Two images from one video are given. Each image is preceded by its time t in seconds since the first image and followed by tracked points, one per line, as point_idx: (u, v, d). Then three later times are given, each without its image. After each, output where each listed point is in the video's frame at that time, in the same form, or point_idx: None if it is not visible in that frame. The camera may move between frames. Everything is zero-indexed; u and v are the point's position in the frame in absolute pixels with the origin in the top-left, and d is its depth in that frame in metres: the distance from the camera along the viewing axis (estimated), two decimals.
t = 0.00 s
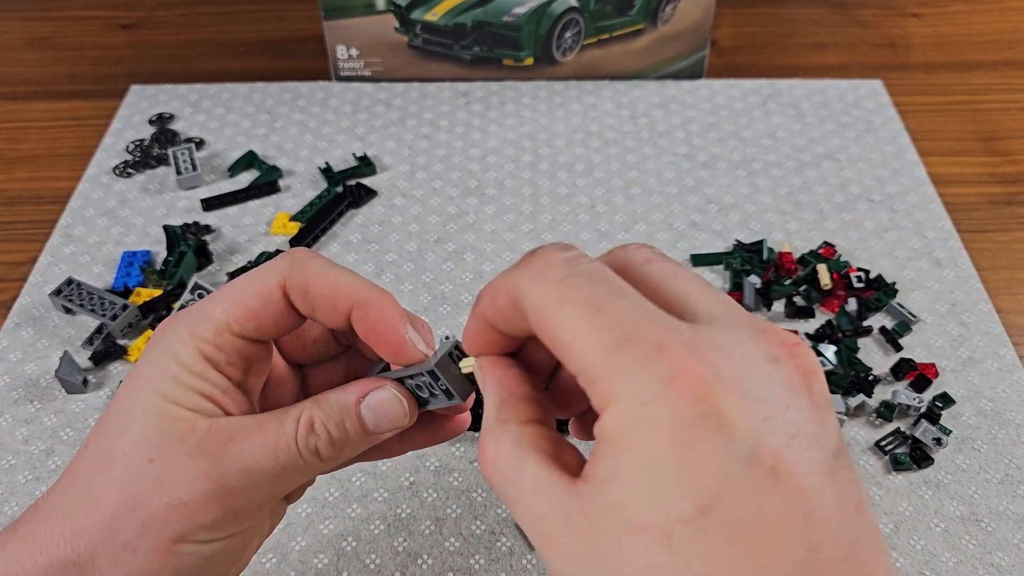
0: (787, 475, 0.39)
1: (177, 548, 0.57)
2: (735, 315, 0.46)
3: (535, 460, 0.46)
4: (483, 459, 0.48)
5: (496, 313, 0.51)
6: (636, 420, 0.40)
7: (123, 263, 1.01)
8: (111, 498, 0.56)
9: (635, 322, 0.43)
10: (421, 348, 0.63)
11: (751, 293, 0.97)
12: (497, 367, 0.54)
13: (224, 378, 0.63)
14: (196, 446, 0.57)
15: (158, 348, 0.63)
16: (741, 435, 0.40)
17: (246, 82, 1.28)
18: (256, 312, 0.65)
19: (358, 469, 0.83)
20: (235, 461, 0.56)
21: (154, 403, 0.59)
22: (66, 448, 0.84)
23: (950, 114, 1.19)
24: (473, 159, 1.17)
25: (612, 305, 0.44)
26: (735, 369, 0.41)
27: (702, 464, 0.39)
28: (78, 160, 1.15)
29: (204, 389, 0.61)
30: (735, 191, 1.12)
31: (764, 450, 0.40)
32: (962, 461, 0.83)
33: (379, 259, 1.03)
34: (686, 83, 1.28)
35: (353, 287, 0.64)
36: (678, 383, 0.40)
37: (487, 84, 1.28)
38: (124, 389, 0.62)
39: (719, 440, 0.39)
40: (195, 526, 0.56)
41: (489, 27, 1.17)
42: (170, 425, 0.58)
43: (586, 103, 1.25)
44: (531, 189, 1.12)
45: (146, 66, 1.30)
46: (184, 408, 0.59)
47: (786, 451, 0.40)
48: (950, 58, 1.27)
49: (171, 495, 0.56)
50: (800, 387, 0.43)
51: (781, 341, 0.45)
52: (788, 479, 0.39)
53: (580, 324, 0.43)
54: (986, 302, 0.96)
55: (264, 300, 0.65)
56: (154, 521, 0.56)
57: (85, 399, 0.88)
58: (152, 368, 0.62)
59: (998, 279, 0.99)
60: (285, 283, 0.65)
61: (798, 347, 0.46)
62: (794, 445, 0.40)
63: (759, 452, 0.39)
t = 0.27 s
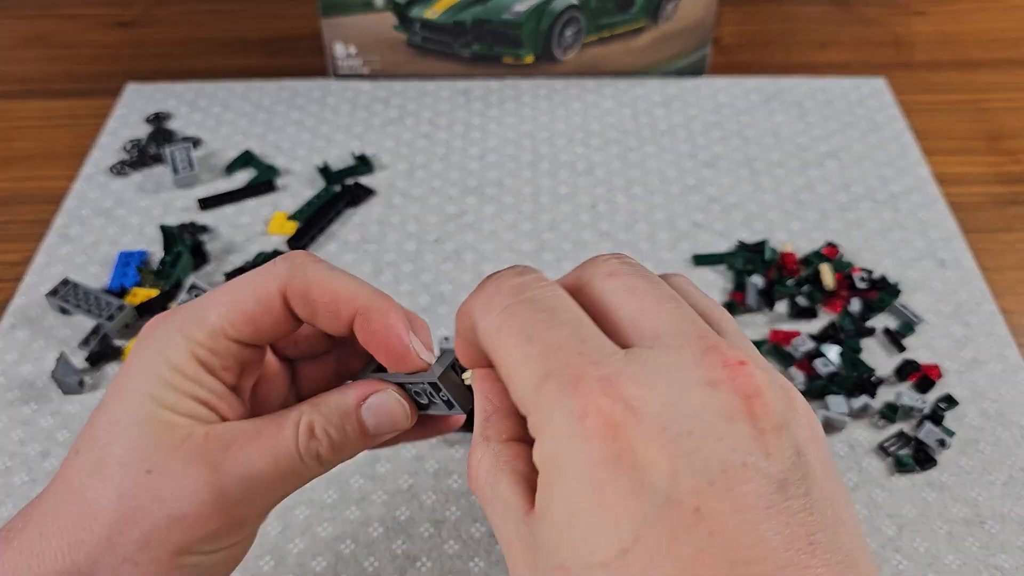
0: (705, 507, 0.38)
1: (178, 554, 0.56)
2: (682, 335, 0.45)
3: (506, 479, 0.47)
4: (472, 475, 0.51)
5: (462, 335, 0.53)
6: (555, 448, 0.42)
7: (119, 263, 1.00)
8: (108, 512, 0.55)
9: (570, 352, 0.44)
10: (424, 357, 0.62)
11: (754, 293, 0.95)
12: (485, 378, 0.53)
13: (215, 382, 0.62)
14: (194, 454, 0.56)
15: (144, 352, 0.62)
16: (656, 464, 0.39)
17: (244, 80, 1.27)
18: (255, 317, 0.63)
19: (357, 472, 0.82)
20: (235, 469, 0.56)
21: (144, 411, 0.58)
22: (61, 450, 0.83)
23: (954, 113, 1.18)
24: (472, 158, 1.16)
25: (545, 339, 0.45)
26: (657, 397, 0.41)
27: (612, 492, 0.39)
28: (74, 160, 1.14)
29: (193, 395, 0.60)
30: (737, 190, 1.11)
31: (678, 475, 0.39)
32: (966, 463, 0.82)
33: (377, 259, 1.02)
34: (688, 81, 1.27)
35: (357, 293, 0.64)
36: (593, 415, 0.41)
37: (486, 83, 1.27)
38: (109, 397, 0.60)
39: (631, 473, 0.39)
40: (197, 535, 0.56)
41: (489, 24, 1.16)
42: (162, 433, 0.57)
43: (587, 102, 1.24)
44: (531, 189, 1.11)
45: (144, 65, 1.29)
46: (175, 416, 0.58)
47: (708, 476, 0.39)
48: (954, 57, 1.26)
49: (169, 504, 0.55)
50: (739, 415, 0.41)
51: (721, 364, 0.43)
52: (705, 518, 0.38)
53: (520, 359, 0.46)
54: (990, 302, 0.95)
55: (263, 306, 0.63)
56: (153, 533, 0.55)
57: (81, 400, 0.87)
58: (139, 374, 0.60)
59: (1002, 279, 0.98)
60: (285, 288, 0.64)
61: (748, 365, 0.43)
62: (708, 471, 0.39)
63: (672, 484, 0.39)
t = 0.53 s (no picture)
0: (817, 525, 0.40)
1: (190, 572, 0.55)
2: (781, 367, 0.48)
3: (549, 447, 0.47)
4: (500, 438, 0.50)
5: (540, 307, 0.54)
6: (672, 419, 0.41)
7: (120, 263, 1.00)
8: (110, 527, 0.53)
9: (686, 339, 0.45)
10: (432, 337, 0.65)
11: (754, 293, 0.95)
12: (511, 348, 0.56)
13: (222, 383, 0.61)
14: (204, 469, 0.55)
15: (138, 352, 0.59)
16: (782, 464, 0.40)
17: (244, 80, 1.27)
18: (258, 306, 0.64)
19: (357, 471, 0.82)
20: (250, 479, 0.55)
21: (142, 423, 0.56)
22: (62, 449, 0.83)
23: (954, 113, 1.18)
24: (472, 157, 1.16)
25: (669, 321, 0.46)
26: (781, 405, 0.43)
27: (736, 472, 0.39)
28: (74, 160, 1.14)
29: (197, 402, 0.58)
30: (737, 190, 1.11)
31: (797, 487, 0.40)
32: (965, 462, 0.82)
33: (377, 259, 1.02)
34: (688, 81, 1.27)
35: (358, 275, 0.66)
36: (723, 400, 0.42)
37: (487, 82, 1.27)
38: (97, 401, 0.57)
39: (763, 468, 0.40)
40: (207, 553, 0.55)
41: (489, 24, 1.17)
42: (169, 444, 0.55)
43: (587, 102, 1.24)
44: (531, 188, 1.11)
45: (144, 65, 1.29)
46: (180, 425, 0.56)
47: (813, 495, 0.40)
48: (954, 57, 1.26)
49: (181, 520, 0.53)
50: (839, 451, 0.44)
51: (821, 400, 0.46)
52: (813, 538, 0.40)
53: (632, 328, 0.46)
54: (990, 302, 0.95)
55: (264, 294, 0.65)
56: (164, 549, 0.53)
57: (82, 400, 0.87)
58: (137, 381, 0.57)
59: (1001, 279, 0.98)
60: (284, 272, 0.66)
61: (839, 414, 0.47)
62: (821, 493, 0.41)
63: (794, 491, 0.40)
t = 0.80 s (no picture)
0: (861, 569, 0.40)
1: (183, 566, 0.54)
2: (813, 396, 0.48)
3: (569, 468, 0.46)
4: (510, 451, 0.48)
5: (558, 326, 0.51)
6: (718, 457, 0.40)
7: (120, 263, 1.00)
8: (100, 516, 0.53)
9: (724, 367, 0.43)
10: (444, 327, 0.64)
11: (753, 293, 0.96)
12: (517, 351, 0.53)
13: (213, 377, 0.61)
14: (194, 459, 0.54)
15: (127, 338, 0.59)
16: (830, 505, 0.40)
17: (244, 81, 1.27)
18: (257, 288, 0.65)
19: (358, 471, 0.82)
20: (242, 473, 0.54)
21: (134, 415, 0.55)
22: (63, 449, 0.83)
23: (953, 114, 1.18)
24: (472, 158, 1.16)
25: (711, 355, 0.43)
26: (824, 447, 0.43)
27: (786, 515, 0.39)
28: (74, 160, 1.14)
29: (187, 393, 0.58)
30: (736, 190, 1.11)
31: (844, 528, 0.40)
32: (965, 462, 0.82)
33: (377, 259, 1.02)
34: (687, 82, 1.27)
35: (363, 260, 0.67)
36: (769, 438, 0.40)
37: (487, 83, 1.27)
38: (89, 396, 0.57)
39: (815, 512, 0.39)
40: (200, 549, 0.54)
41: (489, 25, 1.17)
42: (156, 434, 0.55)
43: (587, 102, 1.24)
44: (531, 189, 1.11)
45: (144, 65, 1.29)
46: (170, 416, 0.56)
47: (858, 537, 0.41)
48: (953, 57, 1.27)
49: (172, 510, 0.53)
50: (876, 492, 0.44)
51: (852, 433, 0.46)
52: None
53: (668, 352, 0.43)
54: (989, 302, 0.96)
55: (263, 278, 0.65)
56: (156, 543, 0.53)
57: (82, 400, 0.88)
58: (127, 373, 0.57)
59: (1000, 279, 0.98)
60: (286, 258, 0.66)
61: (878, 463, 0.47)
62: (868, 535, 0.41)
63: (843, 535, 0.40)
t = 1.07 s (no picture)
0: None
1: None
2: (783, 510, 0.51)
3: None
4: None
5: (547, 451, 0.52)
6: None
7: (120, 263, 1.00)
8: None
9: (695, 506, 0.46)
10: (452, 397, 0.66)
11: (754, 293, 0.95)
12: (505, 473, 0.54)
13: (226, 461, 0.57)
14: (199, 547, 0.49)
15: (142, 425, 0.57)
16: None
17: (244, 80, 1.27)
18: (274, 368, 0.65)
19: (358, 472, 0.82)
20: (240, 560, 0.49)
21: (135, 499, 0.52)
22: (63, 449, 0.83)
23: (953, 113, 1.18)
24: (472, 158, 1.16)
25: (692, 523, 0.45)
26: None
27: None
28: (74, 159, 1.14)
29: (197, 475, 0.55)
30: (737, 190, 1.11)
31: None
32: (965, 462, 0.82)
33: (377, 259, 1.02)
34: (687, 81, 1.27)
35: (374, 335, 0.67)
36: None
37: (487, 83, 1.27)
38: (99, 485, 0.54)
39: None
40: None
41: (489, 24, 1.17)
42: (155, 521, 0.51)
43: (587, 102, 1.24)
44: (531, 189, 1.11)
45: (144, 65, 1.29)
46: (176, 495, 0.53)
47: None
48: (953, 57, 1.27)
49: None
50: None
51: (823, 561, 0.50)
52: None
53: (648, 500, 0.45)
54: (989, 302, 0.96)
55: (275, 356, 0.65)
56: None
57: (82, 400, 0.87)
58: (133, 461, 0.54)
59: (1001, 279, 0.98)
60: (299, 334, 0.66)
61: None
62: None
63: None
